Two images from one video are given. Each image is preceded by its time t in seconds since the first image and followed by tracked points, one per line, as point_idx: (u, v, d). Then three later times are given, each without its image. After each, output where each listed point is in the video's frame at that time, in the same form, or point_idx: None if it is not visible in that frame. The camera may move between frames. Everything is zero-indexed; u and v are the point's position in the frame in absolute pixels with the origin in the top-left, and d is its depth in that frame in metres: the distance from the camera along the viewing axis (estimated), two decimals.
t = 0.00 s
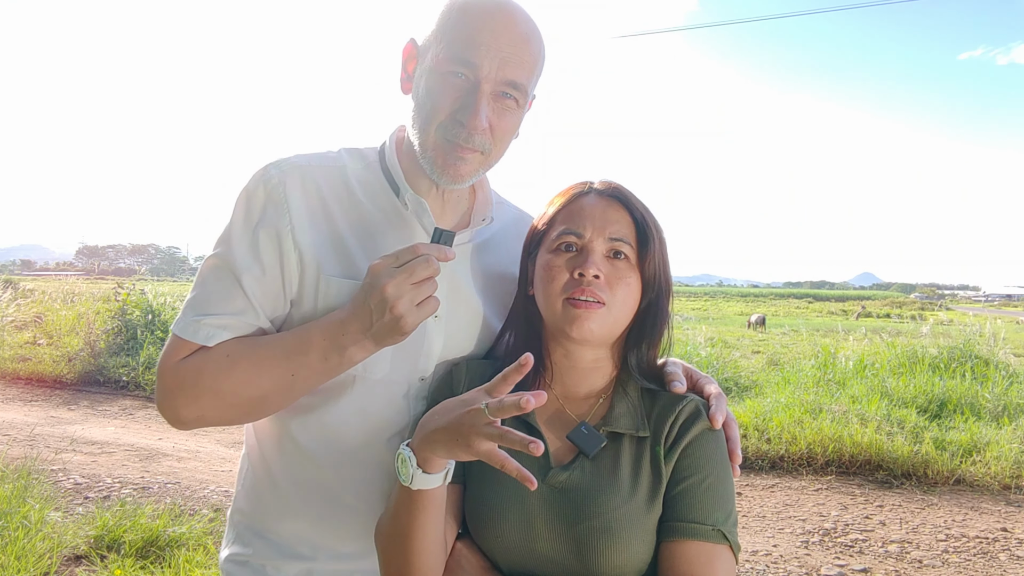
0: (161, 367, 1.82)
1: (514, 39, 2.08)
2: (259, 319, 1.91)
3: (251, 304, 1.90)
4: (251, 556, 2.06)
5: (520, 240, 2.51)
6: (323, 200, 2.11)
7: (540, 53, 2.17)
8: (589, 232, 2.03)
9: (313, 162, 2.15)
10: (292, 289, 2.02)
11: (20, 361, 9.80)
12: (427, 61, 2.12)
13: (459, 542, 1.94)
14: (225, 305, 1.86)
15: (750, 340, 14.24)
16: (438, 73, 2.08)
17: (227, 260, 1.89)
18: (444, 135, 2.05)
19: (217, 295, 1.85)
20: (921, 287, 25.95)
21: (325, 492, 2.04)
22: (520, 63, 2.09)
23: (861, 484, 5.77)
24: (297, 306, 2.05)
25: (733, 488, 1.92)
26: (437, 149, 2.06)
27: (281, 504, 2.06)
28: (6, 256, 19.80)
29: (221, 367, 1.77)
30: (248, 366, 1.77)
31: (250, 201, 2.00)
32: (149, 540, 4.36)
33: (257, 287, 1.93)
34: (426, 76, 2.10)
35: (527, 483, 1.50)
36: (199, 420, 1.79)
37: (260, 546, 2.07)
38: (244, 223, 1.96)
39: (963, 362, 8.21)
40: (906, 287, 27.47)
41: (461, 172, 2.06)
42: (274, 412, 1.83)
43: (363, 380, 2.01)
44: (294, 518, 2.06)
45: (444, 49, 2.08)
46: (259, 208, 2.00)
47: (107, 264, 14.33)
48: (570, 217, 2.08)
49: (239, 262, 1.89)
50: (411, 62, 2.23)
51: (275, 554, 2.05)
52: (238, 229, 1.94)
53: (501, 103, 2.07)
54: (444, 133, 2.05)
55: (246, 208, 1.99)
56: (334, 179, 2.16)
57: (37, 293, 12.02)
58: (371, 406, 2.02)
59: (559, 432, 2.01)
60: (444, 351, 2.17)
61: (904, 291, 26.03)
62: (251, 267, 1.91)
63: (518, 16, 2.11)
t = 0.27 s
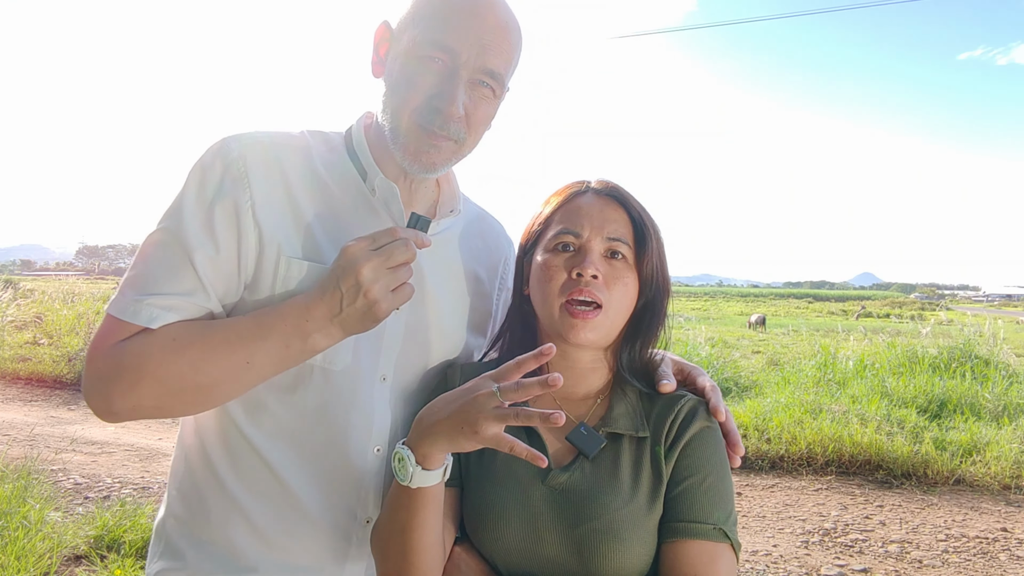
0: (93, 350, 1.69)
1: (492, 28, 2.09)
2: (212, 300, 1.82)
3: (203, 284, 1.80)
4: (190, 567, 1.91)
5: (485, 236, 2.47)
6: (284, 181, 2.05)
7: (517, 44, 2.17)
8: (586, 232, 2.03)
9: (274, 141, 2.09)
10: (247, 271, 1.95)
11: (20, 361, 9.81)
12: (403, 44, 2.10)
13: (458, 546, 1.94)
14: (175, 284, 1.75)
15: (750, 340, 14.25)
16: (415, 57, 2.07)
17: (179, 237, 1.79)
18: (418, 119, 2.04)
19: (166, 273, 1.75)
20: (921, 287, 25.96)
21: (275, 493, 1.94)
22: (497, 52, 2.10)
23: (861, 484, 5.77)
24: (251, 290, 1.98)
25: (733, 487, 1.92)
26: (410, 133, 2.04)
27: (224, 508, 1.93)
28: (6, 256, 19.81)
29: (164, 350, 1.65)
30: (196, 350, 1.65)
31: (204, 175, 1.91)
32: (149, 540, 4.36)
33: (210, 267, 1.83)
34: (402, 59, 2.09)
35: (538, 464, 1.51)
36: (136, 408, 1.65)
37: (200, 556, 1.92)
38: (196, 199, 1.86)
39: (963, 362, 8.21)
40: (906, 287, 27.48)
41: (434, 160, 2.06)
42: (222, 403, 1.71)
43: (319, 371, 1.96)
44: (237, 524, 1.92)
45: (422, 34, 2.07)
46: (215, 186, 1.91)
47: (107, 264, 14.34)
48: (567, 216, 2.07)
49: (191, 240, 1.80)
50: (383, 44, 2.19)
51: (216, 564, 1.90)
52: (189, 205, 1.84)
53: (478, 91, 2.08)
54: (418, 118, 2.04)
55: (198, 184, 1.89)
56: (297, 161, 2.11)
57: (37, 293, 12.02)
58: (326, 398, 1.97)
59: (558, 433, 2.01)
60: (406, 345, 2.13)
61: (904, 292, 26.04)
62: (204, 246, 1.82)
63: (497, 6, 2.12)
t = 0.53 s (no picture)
0: (82, 349, 1.68)
1: (472, 26, 2.11)
2: (199, 301, 1.82)
3: (190, 285, 1.80)
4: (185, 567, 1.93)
5: (469, 231, 2.48)
6: (271, 182, 2.06)
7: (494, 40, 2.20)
8: (577, 236, 2.03)
9: (260, 144, 2.09)
10: (234, 272, 1.95)
11: (20, 361, 9.81)
12: (383, 40, 2.11)
13: (457, 552, 1.95)
14: (162, 285, 1.75)
15: (750, 340, 14.26)
16: (395, 53, 2.07)
17: (165, 238, 1.79)
18: (399, 115, 2.05)
19: (153, 273, 1.74)
20: (921, 287, 25.97)
21: (267, 493, 1.94)
22: (478, 49, 2.12)
23: (861, 484, 5.77)
24: (240, 291, 1.98)
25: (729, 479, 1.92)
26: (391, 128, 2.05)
27: (218, 509, 1.94)
28: (6, 256, 19.82)
29: (153, 350, 1.65)
30: (186, 350, 1.66)
31: (190, 177, 1.91)
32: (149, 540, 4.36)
33: (197, 268, 1.83)
34: (382, 55, 2.09)
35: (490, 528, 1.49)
36: (126, 409, 1.65)
37: (195, 557, 1.93)
38: (182, 200, 1.86)
39: (963, 362, 8.21)
40: (905, 287, 27.53)
41: (418, 155, 2.07)
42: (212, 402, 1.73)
43: (309, 371, 1.96)
44: (231, 524, 1.93)
45: (400, 28, 2.07)
46: (201, 187, 1.91)
47: (107, 264, 14.34)
48: (556, 219, 2.07)
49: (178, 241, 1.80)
50: (364, 42, 2.19)
51: (212, 564, 1.92)
52: (175, 206, 1.84)
53: (459, 87, 2.10)
54: (400, 114, 2.05)
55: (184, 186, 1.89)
56: (284, 161, 2.11)
57: (38, 293, 12.02)
58: (316, 398, 1.96)
59: (555, 435, 2.01)
60: (396, 342, 2.12)
61: (904, 292, 26.04)
62: (191, 247, 1.82)
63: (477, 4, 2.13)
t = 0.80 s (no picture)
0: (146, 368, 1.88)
1: (458, 49, 2.10)
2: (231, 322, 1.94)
3: (223, 309, 1.93)
4: (233, 553, 2.07)
5: (482, 237, 2.51)
6: (288, 204, 2.13)
7: (478, 59, 2.18)
8: (565, 234, 2.02)
9: (279, 169, 2.17)
10: (258, 289, 2.03)
11: (20, 361, 9.81)
12: (371, 71, 2.14)
13: (453, 556, 1.95)
14: (198, 312, 1.89)
15: (750, 340, 14.25)
16: (381, 81, 2.10)
17: (199, 268, 1.93)
18: (388, 139, 2.07)
19: (191, 302, 1.90)
20: (921, 287, 25.97)
21: (298, 485, 2.05)
22: (462, 72, 2.11)
23: (861, 484, 5.77)
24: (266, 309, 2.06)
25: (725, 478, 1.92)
26: (382, 154, 2.08)
27: (258, 499, 2.07)
28: (6, 256, 19.83)
29: (196, 365, 1.79)
30: (220, 363, 1.78)
31: (216, 207, 2.02)
32: (149, 540, 4.36)
33: (227, 293, 1.95)
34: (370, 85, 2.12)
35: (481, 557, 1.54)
36: (183, 418, 1.83)
37: (240, 544, 2.08)
38: (212, 230, 1.99)
39: (963, 362, 8.21)
40: (905, 287, 27.53)
41: (409, 175, 2.08)
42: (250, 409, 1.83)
43: (326, 372, 2.04)
44: (270, 512, 2.06)
45: (384, 58, 2.10)
46: (226, 216, 2.02)
47: (107, 264, 14.33)
48: (545, 217, 2.06)
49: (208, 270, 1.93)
50: (359, 74, 2.22)
51: (255, 550, 2.06)
52: (207, 238, 1.97)
53: (443, 108, 2.09)
54: (388, 139, 2.07)
55: (212, 217, 2.01)
56: (300, 184, 2.18)
57: (38, 293, 12.02)
58: (336, 396, 2.05)
59: (550, 437, 2.00)
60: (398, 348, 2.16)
61: (904, 292, 26.04)
62: (219, 274, 1.94)
63: (457, 25, 2.13)
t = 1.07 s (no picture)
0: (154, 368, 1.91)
1: (457, 57, 2.11)
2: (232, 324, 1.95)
3: (224, 311, 1.94)
4: (243, 549, 2.10)
5: (484, 241, 2.49)
6: (292, 209, 2.16)
7: (477, 68, 2.19)
8: (572, 234, 2.02)
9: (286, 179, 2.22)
10: (260, 290, 2.04)
11: (20, 361, 9.82)
12: (372, 76, 2.15)
13: (452, 552, 1.95)
14: (200, 314, 1.91)
15: (750, 340, 14.25)
16: (381, 85, 2.10)
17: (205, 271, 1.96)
18: (385, 141, 2.07)
19: (194, 305, 1.92)
20: (921, 287, 25.97)
21: (300, 478, 2.07)
22: (462, 80, 2.12)
23: (861, 484, 5.77)
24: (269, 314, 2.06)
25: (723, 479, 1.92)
26: (380, 156, 2.08)
27: (263, 495, 2.10)
28: (6, 256, 19.84)
29: (196, 362, 1.81)
30: (218, 359, 1.79)
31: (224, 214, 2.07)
32: (149, 540, 4.36)
33: (230, 295, 1.97)
34: (370, 90, 2.13)
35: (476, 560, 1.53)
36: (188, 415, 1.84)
37: (249, 539, 2.10)
38: (217, 236, 2.03)
39: (963, 362, 8.21)
40: (905, 287, 27.55)
41: (406, 177, 2.08)
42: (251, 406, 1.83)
43: (322, 366, 2.07)
44: (275, 507, 2.08)
45: (384, 63, 2.11)
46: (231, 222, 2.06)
47: (107, 264, 14.33)
48: (552, 218, 2.06)
49: (213, 273, 1.96)
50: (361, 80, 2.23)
51: (263, 545, 2.08)
52: (213, 243, 2.01)
53: (440, 113, 2.09)
54: (385, 141, 2.07)
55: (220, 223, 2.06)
56: (303, 191, 2.21)
57: (38, 293, 12.02)
58: (333, 389, 2.07)
59: (549, 436, 2.00)
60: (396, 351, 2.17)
61: (904, 292, 26.04)
62: (223, 277, 1.97)
63: (457, 36, 2.15)
